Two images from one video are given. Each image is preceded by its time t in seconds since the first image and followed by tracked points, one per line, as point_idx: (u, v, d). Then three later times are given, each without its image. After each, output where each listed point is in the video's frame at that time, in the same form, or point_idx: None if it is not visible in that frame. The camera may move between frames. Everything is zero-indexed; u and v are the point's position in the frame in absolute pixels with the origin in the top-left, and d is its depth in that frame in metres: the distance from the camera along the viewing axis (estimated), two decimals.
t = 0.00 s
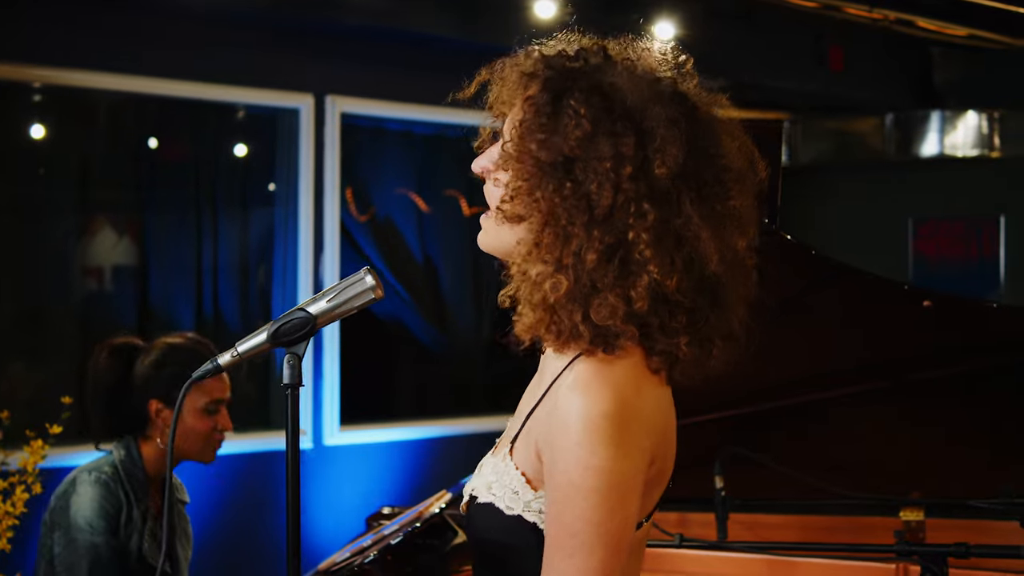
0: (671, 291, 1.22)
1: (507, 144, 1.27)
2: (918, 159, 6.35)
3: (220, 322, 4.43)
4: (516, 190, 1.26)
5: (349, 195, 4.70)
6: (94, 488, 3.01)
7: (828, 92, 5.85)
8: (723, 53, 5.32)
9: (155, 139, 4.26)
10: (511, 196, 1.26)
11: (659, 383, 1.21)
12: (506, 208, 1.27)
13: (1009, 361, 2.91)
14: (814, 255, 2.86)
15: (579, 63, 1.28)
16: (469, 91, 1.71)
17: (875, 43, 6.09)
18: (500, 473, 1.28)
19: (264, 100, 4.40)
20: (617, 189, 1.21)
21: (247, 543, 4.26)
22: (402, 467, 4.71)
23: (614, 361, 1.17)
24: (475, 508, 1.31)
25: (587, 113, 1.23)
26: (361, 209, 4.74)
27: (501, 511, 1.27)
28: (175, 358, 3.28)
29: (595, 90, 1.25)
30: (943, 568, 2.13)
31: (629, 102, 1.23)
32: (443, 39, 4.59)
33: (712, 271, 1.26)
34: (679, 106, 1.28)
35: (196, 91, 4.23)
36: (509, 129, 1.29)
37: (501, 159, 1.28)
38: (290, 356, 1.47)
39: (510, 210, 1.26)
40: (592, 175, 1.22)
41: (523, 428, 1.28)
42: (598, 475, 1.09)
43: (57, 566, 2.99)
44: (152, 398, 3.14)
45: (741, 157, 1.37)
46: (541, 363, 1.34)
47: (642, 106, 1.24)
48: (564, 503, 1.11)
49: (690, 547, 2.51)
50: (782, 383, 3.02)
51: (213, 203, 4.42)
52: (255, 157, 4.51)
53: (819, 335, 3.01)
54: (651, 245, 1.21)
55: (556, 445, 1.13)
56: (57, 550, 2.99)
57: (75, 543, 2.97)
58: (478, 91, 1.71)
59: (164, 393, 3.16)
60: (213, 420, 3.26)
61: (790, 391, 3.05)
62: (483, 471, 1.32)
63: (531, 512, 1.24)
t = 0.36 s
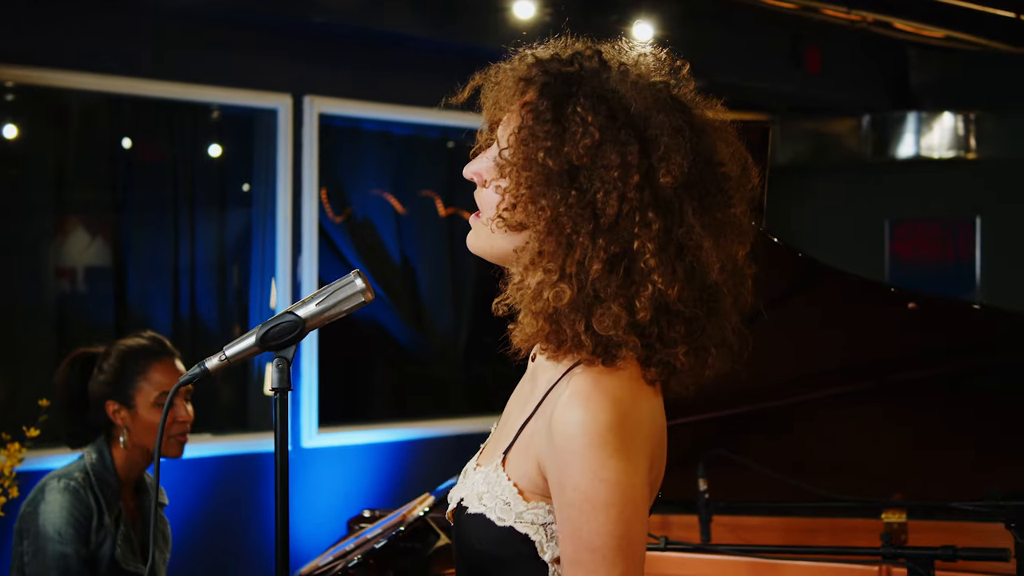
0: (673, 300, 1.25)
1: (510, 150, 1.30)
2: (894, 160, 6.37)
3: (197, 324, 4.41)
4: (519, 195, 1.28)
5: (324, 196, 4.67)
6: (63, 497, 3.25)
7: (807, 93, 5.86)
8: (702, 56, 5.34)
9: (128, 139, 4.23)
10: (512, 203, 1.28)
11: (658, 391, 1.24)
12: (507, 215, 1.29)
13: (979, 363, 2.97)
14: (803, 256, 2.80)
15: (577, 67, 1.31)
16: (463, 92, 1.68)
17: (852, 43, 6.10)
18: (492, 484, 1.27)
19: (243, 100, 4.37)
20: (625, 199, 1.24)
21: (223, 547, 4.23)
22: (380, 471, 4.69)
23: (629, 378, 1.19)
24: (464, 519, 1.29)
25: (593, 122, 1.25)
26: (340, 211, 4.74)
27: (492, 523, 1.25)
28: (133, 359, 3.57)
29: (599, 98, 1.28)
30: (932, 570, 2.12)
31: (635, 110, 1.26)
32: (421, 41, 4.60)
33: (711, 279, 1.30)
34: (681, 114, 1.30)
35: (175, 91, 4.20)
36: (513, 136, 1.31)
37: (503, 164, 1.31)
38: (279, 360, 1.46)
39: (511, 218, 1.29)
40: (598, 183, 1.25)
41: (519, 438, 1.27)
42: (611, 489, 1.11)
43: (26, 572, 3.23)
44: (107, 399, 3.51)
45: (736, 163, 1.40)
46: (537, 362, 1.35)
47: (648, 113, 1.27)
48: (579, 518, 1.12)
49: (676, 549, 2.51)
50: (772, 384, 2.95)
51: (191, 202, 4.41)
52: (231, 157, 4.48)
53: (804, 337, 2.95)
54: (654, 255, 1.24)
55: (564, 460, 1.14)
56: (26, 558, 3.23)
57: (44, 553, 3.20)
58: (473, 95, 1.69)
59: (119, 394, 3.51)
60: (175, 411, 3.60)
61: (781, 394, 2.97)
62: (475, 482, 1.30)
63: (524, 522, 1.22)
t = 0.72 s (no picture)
0: (673, 309, 1.26)
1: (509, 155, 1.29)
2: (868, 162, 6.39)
3: (174, 325, 4.39)
4: (517, 200, 1.28)
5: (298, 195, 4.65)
6: (32, 495, 3.17)
7: (782, 94, 5.88)
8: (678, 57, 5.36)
9: (101, 138, 4.20)
10: (511, 210, 1.28)
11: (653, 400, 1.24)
12: (507, 222, 1.29)
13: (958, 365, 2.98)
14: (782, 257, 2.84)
15: (577, 70, 1.31)
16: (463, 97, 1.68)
17: (824, 44, 6.13)
18: (484, 490, 1.26)
19: (219, 100, 4.34)
20: (626, 206, 1.25)
21: (198, 548, 4.20)
22: (356, 470, 4.67)
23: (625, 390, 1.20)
24: (456, 524, 1.28)
25: (595, 128, 1.25)
26: (319, 212, 4.73)
27: (483, 529, 1.24)
28: (108, 353, 3.55)
29: (600, 105, 1.28)
30: (915, 571, 2.12)
31: (636, 117, 1.26)
32: (399, 41, 4.59)
33: (711, 288, 1.30)
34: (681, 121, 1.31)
35: (153, 91, 4.17)
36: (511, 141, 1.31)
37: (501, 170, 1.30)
38: (266, 364, 1.44)
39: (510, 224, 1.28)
40: (598, 191, 1.25)
41: (512, 446, 1.26)
42: (603, 499, 1.10)
43: None
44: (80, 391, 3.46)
45: (737, 171, 1.41)
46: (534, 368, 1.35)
47: (650, 120, 1.28)
48: (568, 527, 1.11)
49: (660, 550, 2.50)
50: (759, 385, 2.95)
51: (168, 204, 4.38)
52: (204, 158, 4.44)
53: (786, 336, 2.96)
54: (655, 264, 1.24)
55: (556, 469, 1.13)
56: None
57: (14, 551, 3.11)
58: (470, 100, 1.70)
59: (92, 389, 3.46)
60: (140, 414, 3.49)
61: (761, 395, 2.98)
62: (468, 487, 1.29)
63: (514, 530, 1.22)
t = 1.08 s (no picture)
0: (676, 320, 1.27)
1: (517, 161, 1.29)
2: (843, 163, 6.40)
3: (151, 327, 4.37)
4: (524, 207, 1.27)
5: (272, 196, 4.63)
6: (12, 493, 2.87)
7: (757, 95, 5.90)
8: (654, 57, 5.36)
9: (73, 138, 4.18)
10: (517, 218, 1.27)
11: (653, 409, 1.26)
12: (512, 229, 1.28)
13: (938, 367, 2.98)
14: (765, 263, 2.83)
15: (582, 79, 1.32)
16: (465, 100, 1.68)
17: (800, 46, 6.15)
18: (480, 499, 1.25)
19: (194, 100, 4.32)
20: (635, 217, 1.25)
21: (172, 550, 4.18)
22: (333, 473, 4.66)
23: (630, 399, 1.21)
24: (450, 533, 1.27)
25: (606, 138, 1.26)
26: (295, 213, 4.73)
27: (478, 538, 1.23)
28: (87, 359, 3.25)
29: (612, 114, 1.28)
30: (897, 573, 2.12)
31: (646, 128, 1.27)
32: (375, 40, 4.58)
33: (713, 300, 1.33)
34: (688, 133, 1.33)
35: (127, 90, 4.15)
36: (516, 148, 1.31)
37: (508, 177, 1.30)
38: (253, 367, 1.43)
39: (516, 232, 1.27)
40: (608, 201, 1.25)
41: (509, 455, 1.26)
42: (599, 513, 1.10)
43: None
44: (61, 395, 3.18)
45: (739, 182, 1.42)
46: (526, 375, 1.34)
47: (659, 133, 1.29)
48: (559, 538, 1.11)
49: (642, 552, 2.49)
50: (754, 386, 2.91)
51: (143, 203, 4.36)
52: (176, 157, 4.42)
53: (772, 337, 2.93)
54: (662, 275, 1.25)
55: (554, 481, 1.13)
56: None
57: None
58: (474, 101, 1.67)
59: (73, 391, 3.19)
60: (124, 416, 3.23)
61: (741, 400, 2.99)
62: (462, 495, 1.28)
63: (510, 539, 1.22)
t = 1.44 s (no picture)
0: (664, 330, 1.25)
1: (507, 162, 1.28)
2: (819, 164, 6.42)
3: (126, 329, 4.33)
4: (514, 209, 1.26)
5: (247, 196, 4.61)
6: None
7: (733, 96, 5.90)
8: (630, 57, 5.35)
9: (44, 138, 4.14)
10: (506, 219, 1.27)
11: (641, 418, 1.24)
12: (502, 231, 1.28)
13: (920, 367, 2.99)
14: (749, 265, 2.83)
15: (577, 83, 1.31)
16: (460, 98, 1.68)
17: (776, 48, 6.16)
18: (467, 504, 1.24)
19: (168, 99, 4.29)
20: (625, 225, 1.24)
21: (148, 551, 4.15)
22: (309, 475, 4.64)
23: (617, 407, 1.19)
24: (437, 538, 1.27)
25: (598, 143, 1.25)
26: (270, 215, 4.70)
27: (466, 544, 1.22)
28: (67, 363, 3.22)
29: (605, 120, 1.27)
30: (882, 574, 2.12)
31: (640, 135, 1.26)
32: (351, 41, 4.56)
33: (702, 311, 1.31)
34: (683, 141, 1.31)
35: (102, 90, 4.13)
36: (509, 149, 1.30)
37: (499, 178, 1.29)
38: (242, 370, 1.42)
39: (505, 234, 1.27)
40: (598, 207, 1.24)
41: (497, 460, 1.25)
42: (591, 519, 1.10)
43: None
44: (41, 399, 3.13)
45: (731, 192, 1.41)
46: (514, 378, 1.34)
47: (653, 140, 1.28)
48: (561, 544, 1.11)
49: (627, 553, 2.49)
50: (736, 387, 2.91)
51: (117, 203, 4.32)
52: (148, 158, 4.38)
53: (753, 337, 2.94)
54: (651, 283, 1.24)
55: (547, 485, 1.13)
56: None
57: None
58: (468, 101, 1.70)
59: (56, 394, 3.15)
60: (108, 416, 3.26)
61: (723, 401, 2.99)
62: (449, 500, 1.27)
63: (498, 546, 1.21)
